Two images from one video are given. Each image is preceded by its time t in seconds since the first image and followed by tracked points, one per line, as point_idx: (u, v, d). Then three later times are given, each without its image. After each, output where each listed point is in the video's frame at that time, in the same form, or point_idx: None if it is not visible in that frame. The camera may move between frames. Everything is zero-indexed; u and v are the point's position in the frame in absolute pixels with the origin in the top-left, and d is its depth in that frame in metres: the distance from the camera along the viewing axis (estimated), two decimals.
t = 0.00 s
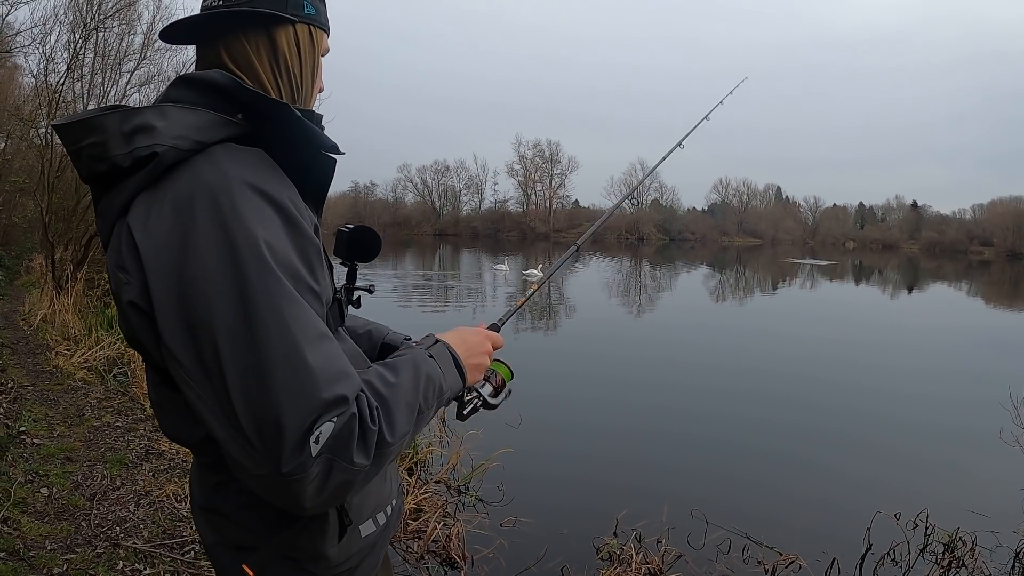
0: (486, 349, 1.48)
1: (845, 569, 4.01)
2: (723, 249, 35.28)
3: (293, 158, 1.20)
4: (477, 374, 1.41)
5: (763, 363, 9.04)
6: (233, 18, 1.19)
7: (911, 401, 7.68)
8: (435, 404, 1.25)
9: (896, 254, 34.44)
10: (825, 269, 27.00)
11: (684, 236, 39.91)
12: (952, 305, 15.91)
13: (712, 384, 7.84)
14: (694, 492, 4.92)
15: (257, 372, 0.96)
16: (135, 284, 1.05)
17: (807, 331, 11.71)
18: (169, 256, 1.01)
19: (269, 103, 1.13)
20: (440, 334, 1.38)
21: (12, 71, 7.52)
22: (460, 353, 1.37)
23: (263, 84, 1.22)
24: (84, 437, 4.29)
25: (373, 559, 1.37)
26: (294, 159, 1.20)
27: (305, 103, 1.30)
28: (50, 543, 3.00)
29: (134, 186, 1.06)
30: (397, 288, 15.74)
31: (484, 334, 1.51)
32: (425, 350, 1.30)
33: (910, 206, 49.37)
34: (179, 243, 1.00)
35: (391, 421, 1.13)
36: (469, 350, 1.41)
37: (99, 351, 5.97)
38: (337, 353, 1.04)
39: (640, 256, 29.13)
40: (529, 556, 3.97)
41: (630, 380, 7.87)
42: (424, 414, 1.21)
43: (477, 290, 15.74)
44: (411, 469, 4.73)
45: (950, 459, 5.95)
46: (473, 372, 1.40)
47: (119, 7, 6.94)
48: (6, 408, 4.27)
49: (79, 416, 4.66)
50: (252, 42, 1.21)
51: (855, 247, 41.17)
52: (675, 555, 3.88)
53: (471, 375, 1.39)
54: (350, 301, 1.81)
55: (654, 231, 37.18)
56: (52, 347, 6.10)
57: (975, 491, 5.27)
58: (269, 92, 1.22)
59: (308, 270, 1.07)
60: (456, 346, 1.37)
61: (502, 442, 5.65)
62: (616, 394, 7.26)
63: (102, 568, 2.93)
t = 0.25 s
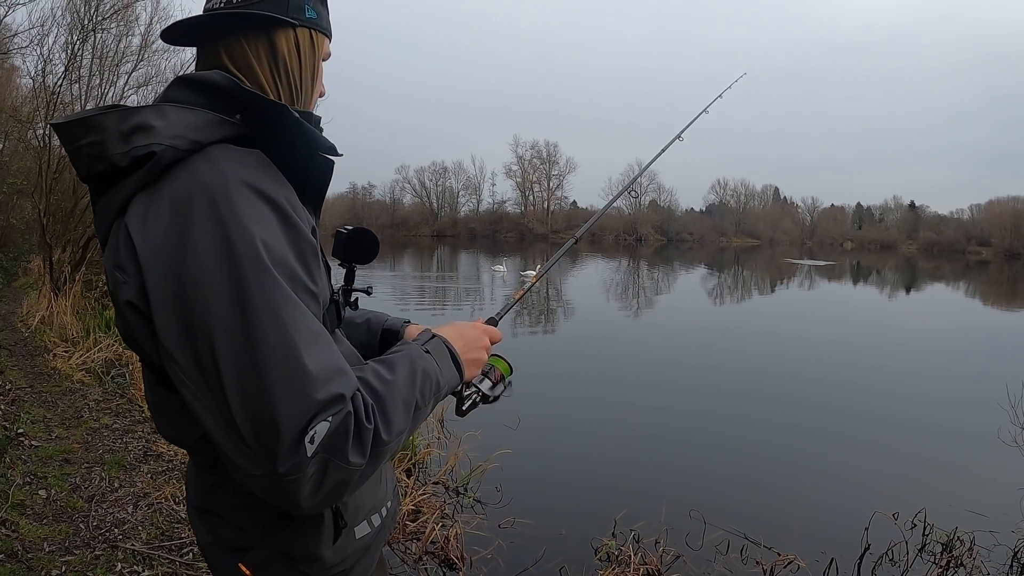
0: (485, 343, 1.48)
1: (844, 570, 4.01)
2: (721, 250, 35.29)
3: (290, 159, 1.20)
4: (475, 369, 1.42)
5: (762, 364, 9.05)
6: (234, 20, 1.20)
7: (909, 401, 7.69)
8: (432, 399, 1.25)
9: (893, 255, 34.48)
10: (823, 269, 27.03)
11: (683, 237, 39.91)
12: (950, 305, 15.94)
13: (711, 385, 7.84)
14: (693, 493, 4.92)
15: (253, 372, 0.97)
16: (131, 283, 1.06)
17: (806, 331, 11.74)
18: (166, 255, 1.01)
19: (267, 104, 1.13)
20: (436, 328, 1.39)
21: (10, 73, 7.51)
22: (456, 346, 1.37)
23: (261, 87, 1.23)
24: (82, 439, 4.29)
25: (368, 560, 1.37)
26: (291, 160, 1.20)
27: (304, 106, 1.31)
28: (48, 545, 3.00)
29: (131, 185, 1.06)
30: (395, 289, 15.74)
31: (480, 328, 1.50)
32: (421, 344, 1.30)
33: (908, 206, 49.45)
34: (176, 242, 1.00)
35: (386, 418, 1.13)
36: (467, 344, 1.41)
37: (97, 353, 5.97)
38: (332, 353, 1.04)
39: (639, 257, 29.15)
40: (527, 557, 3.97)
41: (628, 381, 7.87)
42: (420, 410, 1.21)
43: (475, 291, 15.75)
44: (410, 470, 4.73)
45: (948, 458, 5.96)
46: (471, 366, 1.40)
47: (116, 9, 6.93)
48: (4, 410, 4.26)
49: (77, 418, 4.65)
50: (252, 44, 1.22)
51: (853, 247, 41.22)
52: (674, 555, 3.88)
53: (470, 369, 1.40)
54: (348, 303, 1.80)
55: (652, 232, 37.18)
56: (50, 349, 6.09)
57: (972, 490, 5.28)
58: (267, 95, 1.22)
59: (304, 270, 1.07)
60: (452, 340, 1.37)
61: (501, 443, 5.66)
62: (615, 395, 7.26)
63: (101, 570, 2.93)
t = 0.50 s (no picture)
0: (479, 341, 1.48)
1: (843, 566, 4.02)
2: (720, 247, 35.30)
3: (288, 157, 1.20)
4: (469, 368, 1.42)
5: (761, 361, 9.06)
6: (236, 16, 1.19)
7: (907, 397, 7.71)
8: (429, 397, 1.25)
9: (892, 251, 34.50)
10: (822, 266, 27.07)
11: (682, 234, 39.90)
12: (949, 302, 15.97)
13: (710, 382, 7.85)
14: (692, 490, 4.93)
15: (253, 369, 0.96)
16: (129, 280, 1.05)
17: (804, 328, 11.75)
18: (163, 252, 1.00)
19: (267, 101, 1.12)
20: (432, 326, 1.39)
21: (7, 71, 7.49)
22: (451, 345, 1.37)
23: (262, 85, 1.22)
24: (82, 438, 4.28)
25: (362, 560, 1.37)
26: (290, 158, 1.20)
27: (306, 104, 1.30)
28: (48, 544, 3.00)
29: (128, 180, 1.06)
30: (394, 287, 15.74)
31: (475, 327, 1.50)
32: (418, 342, 1.31)
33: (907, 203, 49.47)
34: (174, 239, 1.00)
35: (385, 415, 1.13)
36: (461, 342, 1.41)
37: (96, 352, 5.96)
38: (331, 350, 1.04)
39: (638, 254, 29.16)
40: (527, 554, 3.97)
41: (627, 378, 7.88)
42: (418, 408, 1.21)
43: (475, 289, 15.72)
44: (409, 468, 4.73)
45: (946, 455, 5.98)
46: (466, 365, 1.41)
47: (114, 7, 6.91)
48: (3, 409, 4.25)
49: (76, 417, 4.65)
50: (254, 42, 1.21)
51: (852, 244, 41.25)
52: (673, 552, 3.89)
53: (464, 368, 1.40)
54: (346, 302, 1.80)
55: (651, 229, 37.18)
56: (49, 348, 6.08)
57: (971, 487, 5.30)
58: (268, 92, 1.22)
59: (302, 267, 1.07)
60: (448, 339, 1.38)
61: (500, 440, 5.66)
62: (614, 392, 7.27)
63: (101, 569, 2.93)
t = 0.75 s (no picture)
0: (476, 350, 1.49)
1: (843, 565, 4.02)
2: (719, 246, 35.30)
3: (287, 158, 1.20)
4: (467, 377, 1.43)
5: (761, 360, 9.06)
6: (237, 17, 1.20)
7: (907, 397, 7.72)
8: (425, 403, 1.25)
9: (892, 250, 34.48)
10: (822, 265, 27.08)
11: (682, 233, 39.87)
12: (949, 301, 15.97)
13: (710, 381, 7.86)
14: (692, 489, 4.93)
15: (248, 371, 0.96)
16: (125, 280, 1.05)
17: (804, 327, 11.76)
18: (160, 252, 1.01)
19: (266, 102, 1.12)
20: (429, 335, 1.40)
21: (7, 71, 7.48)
22: (449, 353, 1.37)
23: (262, 86, 1.22)
24: (82, 438, 4.29)
25: (359, 562, 1.37)
26: (290, 159, 1.20)
27: (307, 104, 1.30)
28: (48, 544, 3.00)
29: (126, 180, 1.06)
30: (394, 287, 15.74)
31: (472, 336, 1.51)
32: (415, 350, 1.31)
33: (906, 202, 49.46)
34: (170, 239, 1.00)
35: (382, 420, 1.13)
36: (458, 350, 1.41)
37: (96, 352, 5.96)
38: (328, 353, 1.04)
39: (638, 253, 29.16)
40: (527, 554, 3.98)
41: (627, 378, 7.88)
42: (415, 414, 1.21)
43: (474, 289, 15.72)
44: (409, 467, 4.73)
45: (946, 454, 5.98)
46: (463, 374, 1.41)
47: (114, 8, 6.91)
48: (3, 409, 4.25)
49: (76, 417, 4.65)
50: (254, 43, 1.22)
51: (852, 244, 41.23)
52: (673, 552, 3.90)
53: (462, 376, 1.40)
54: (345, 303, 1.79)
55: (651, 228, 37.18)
56: (49, 348, 6.09)
57: (971, 486, 5.30)
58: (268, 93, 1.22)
59: (299, 268, 1.07)
60: (445, 347, 1.38)
61: (500, 440, 5.67)
62: (614, 391, 7.27)
63: (101, 569, 2.94)
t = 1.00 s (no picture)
0: (475, 356, 1.49)
1: (844, 564, 4.03)
2: (719, 246, 35.30)
3: (286, 159, 1.20)
4: (465, 383, 1.43)
5: (761, 360, 9.07)
6: (246, 17, 1.19)
7: (908, 396, 7.71)
8: (424, 409, 1.25)
9: (893, 250, 34.46)
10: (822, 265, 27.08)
11: (682, 233, 39.79)
12: (949, 300, 15.97)
13: (710, 381, 7.85)
14: (692, 489, 4.93)
15: (246, 372, 0.96)
16: (123, 280, 1.06)
17: (804, 327, 11.76)
18: (158, 253, 1.01)
19: (266, 103, 1.12)
20: (429, 340, 1.40)
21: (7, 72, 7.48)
22: (448, 359, 1.37)
23: (268, 87, 1.22)
24: (82, 438, 4.29)
25: (358, 564, 1.37)
26: (289, 159, 1.20)
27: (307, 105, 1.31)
28: (49, 545, 3.00)
29: (125, 181, 1.06)
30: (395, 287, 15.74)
31: (471, 342, 1.51)
32: (414, 356, 1.31)
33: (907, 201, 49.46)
34: (168, 240, 1.00)
35: (380, 424, 1.13)
36: (457, 357, 1.41)
37: (96, 352, 5.96)
38: (326, 354, 1.04)
39: (638, 253, 29.15)
40: (527, 554, 3.98)
41: (628, 377, 7.88)
42: (414, 418, 1.21)
43: (474, 288, 15.72)
44: (409, 467, 4.74)
45: (946, 454, 5.98)
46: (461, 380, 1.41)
47: (114, 8, 6.91)
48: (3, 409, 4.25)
49: (76, 418, 4.65)
50: (261, 44, 1.21)
51: (852, 243, 41.23)
52: (673, 551, 3.90)
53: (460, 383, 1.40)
54: (345, 304, 1.79)
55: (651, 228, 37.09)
56: (49, 349, 6.09)
57: (971, 485, 5.30)
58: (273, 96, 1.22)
59: (297, 271, 1.07)
60: (445, 353, 1.38)
61: (501, 439, 5.67)
62: (614, 391, 7.27)
63: (101, 569, 2.94)
